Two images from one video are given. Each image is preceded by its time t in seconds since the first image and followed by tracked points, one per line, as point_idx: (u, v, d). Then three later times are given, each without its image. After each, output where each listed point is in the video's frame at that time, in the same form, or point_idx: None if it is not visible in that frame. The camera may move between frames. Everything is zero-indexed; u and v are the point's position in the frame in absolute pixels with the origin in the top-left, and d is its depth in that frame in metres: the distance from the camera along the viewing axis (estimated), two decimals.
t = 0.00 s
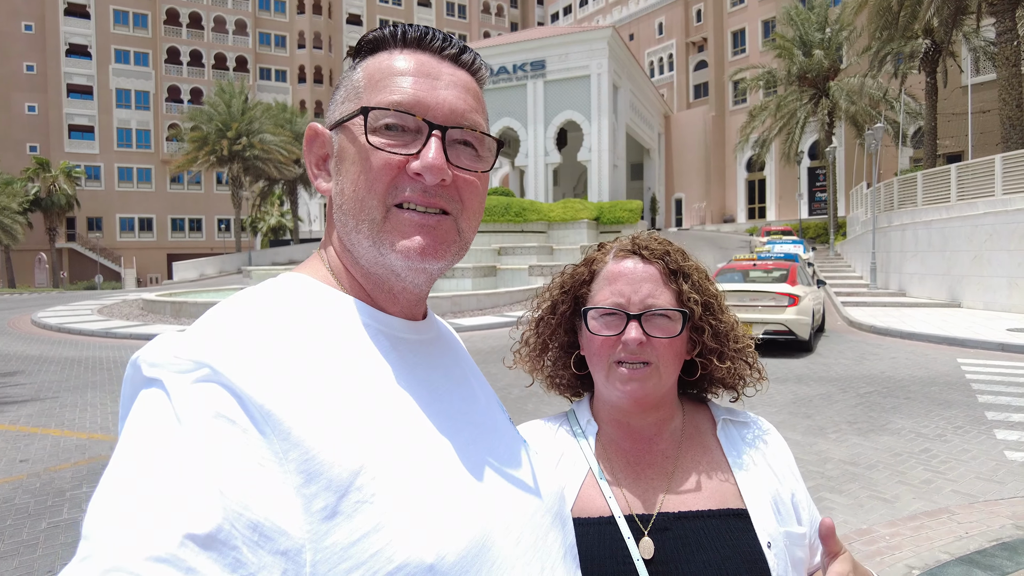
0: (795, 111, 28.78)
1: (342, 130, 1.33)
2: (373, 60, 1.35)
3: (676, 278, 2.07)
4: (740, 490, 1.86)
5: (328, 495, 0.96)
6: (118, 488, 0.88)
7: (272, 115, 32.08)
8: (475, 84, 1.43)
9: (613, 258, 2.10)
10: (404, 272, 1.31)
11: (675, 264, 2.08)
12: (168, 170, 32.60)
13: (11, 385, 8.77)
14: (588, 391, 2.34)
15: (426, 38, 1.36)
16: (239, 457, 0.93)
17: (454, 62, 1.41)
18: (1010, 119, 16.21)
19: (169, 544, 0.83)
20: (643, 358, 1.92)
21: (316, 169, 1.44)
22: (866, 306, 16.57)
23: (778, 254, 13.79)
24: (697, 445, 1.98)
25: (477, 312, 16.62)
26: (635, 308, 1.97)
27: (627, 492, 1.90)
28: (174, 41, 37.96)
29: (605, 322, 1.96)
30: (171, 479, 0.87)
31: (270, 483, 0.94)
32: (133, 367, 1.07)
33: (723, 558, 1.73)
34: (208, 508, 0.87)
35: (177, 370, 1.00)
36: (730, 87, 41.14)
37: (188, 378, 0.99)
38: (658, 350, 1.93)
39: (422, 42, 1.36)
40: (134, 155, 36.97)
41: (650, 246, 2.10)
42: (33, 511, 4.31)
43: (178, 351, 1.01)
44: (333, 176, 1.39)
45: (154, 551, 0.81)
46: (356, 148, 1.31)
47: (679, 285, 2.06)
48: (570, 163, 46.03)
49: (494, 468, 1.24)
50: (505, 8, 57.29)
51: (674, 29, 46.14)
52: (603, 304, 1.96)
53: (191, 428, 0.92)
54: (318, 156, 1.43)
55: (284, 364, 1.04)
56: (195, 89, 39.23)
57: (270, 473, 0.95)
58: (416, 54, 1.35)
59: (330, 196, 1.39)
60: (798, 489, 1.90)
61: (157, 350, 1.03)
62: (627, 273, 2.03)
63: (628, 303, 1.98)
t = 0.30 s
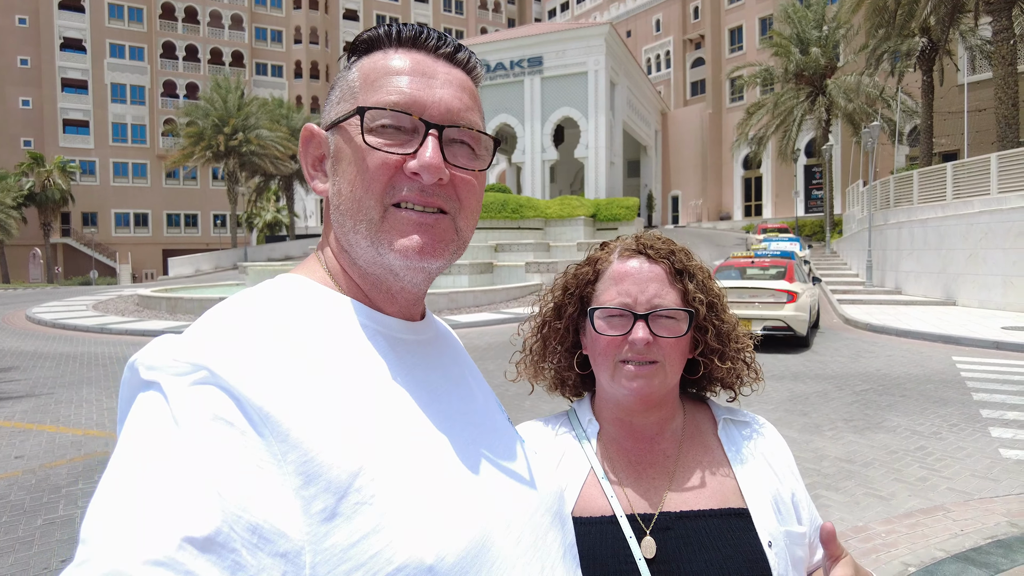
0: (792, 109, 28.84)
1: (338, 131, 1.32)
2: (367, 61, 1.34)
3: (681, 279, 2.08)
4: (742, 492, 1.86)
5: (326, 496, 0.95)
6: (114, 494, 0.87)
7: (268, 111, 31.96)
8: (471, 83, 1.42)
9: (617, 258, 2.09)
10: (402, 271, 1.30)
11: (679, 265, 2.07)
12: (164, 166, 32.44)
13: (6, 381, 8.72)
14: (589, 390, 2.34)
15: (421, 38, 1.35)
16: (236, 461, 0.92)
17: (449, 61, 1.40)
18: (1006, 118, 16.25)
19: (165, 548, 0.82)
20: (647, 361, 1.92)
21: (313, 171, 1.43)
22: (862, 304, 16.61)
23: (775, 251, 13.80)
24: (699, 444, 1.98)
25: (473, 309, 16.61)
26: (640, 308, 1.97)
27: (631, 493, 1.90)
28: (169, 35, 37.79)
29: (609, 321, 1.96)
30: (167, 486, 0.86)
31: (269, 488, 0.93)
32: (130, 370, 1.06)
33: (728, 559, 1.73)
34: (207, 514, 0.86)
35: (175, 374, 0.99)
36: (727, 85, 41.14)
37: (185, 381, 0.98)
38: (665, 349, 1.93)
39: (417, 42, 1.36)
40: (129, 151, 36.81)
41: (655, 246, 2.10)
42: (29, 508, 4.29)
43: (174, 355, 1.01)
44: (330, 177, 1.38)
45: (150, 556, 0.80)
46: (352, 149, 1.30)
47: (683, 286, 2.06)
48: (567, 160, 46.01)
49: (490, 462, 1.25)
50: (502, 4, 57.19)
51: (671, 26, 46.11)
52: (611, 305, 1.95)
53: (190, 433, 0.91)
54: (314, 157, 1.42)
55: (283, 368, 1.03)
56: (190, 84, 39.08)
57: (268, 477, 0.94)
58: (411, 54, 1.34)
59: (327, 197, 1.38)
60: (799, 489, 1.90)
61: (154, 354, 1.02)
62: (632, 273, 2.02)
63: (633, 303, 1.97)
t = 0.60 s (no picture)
0: (789, 106, 28.84)
1: (342, 131, 1.32)
2: (370, 60, 1.34)
3: (681, 276, 2.08)
4: (744, 493, 1.86)
5: (333, 495, 0.95)
6: (122, 495, 0.87)
7: (265, 107, 31.83)
8: (472, 82, 1.42)
9: (619, 254, 2.12)
10: (407, 270, 1.30)
11: (678, 261, 2.09)
12: (160, 161, 32.29)
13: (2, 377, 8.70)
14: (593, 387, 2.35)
15: (423, 38, 1.36)
16: (243, 459, 0.92)
17: (451, 61, 1.40)
18: (1003, 117, 16.27)
19: (173, 546, 0.82)
20: (642, 356, 1.93)
21: (317, 171, 1.42)
22: (858, 302, 16.67)
23: (772, 249, 13.81)
24: (701, 442, 1.99)
25: (471, 306, 16.61)
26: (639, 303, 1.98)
27: (635, 490, 1.91)
28: (165, 31, 37.65)
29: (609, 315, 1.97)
30: (176, 486, 0.87)
31: (274, 486, 0.93)
32: (138, 369, 1.06)
33: (731, 557, 1.74)
34: (216, 513, 0.86)
35: (182, 372, 0.99)
36: (724, 82, 41.14)
37: (191, 379, 0.98)
38: (650, 339, 1.95)
39: (420, 43, 1.36)
40: (125, 146, 36.64)
41: (658, 244, 2.12)
42: (26, 504, 4.29)
43: (180, 354, 1.01)
44: (333, 177, 1.38)
45: (159, 552, 0.81)
46: (355, 150, 1.31)
47: (684, 281, 2.07)
48: (564, 157, 45.99)
49: (493, 458, 1.25)
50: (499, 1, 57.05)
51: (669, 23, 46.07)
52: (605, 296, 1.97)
53: (199, 434, 0.92)
54: (318, 157, 1.42)
55: (290, 367, 1.04)
56: (186, 79, 38.96)
57: (274, 474, 0.94)
58: (414, 56, 1.34)
59: (331, 198, 1.38)
60: (801, 486, 1.91)
61: (159, 352, 1.03)
62: (631, 269, 2.04)
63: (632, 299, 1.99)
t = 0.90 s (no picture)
0: (785, 105, 28.86)
1: (341, 132, 1.32)
2: (369, 60, 1.34)
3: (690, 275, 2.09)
4: (749, 493, 1.87)
5: (339, 496, 0.96)
6: (130, 496, 0.88)
7: (260, 103, 31.69)
8: (471, 80, 1.42)
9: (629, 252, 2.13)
10: (408, 269, 1.30)
11: (686, 259, 2.10)
12: (154, 157, 32.13)
13: None
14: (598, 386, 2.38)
15: (421, 36, 1.35)
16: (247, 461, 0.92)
17: (449, 59, 1.40)
18: (997, 116, 16.31)
19: (181, 546, 0.82)
20: (642, 355, 1.94)
21: (318, 173, 1.43)
22: (853, 300, 16.74)
23: (768, 247, 13.86)
24: (703, 442, 2.00)
25: (467, 303, 16.60)
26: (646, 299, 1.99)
27: (638, 489, 1.93)
28: (161, 26, 37.48)
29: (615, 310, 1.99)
30: (181, 487, 0.87)
31: (281, 486, 0.93)
32: (144, 371, 1.07)
33: (735, 556, 1.75)
34: (220, 516, 0.87)
35: (187, 375, 1.00)
36: (720, 81, 41.18)
37: (197, 381, 0.99)
38: (649, 335, 1.96)
39: (417, 41, 1.36)
40: (119, 141, 36.43)
41: (668, 242, 2.14)
42: (21, 501, 4.27)
43: (187, 357, 1.02)
44: (334, 179, 1.38)
45: (167, 554, 0.81)
46: (355, 150, 1.31)
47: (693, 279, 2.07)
48: (560, 154, 45.96)
49: (493, 454, 1.25)
50: None
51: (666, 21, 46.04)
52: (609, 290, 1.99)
53: (205, 436, 0.92)
54: (319, 159, 1.42)
55: (296, 367, 1.04)
56: (182, 74, 38.80)
57: (281, 474, 0.94)
58: (413, 54, 1.34)
59: (332, 199, 1.38)
60: (802, 484, 1.91)
61: (166, 355, 1.03)
62: (639, 266, 2.05)
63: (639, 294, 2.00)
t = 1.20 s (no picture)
0: (780, 105, 28.92)
1: (343, 129, 1.32)
2: (370, 57, 1.33)
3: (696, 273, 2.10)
4: (750, 492, 1.88)
5: (337, 491, 0.96)
6: (128, 489, 0.87)
7: (255, 100, 31.52)
8: (473, 79, 1.41)
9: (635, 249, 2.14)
10: (411, 266, 1.30)
11: (695, 259, 2.10)
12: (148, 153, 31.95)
13: None
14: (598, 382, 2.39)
15: (424, 33, 1.35)
16: (245, 456, 0.92)
17: (452, 56, 1.39)
18: (991, 117, 16.35)
19: (178, 542, 0.82)
20: (650, 357, 1.94)
21: (316, 169, 1.43)
22: (847, 300, 16.81)
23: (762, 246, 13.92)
24: (706, 441, 2.01)
25: (462, 301, 16.58)
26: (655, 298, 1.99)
27: (639, 486, 1.94)
28: (154, 21, 37.27)
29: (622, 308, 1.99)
30: (180, 484, 0.87)
31: (280, 483, 0.93)
32: (141, 367, 1.07)
33: (737, 556, 1.76)
34: (218, 509, 0.86)
35: (184, 370, 1.00)
36: (716, 79, 41.23)
37: (195, 377, 0.98)
38: (656, 332, 1.95)
39: (420, 38, 1.35)
40: (113, 137, 36.22)
41: (675, 241, 2.14)
42: (14, 498, 4.25)
43: (183, 352, 1.01)
44: (334, 176, 1.38)
45: (163, 548, 0.81)
46: (357, 148, 1.31)
47: (698, 279, 2.08)
48: (555, 152, 45.95)
49: (493, 449, 1.25)
50: None
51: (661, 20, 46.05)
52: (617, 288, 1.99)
53: (203, 431, 0.91)
54: (317, 153, 1.41)
55: (294, 363, 1.04)
56: (176, 70, 38.60)
57: (278, 469, 0.94)
58: (415, 52, 1.33)
59: (333, 196, 1.38)
60: (806, 485, 1.92)
61: (164, 350, 1.03)
62: (646, 263, 2.06)
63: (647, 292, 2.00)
